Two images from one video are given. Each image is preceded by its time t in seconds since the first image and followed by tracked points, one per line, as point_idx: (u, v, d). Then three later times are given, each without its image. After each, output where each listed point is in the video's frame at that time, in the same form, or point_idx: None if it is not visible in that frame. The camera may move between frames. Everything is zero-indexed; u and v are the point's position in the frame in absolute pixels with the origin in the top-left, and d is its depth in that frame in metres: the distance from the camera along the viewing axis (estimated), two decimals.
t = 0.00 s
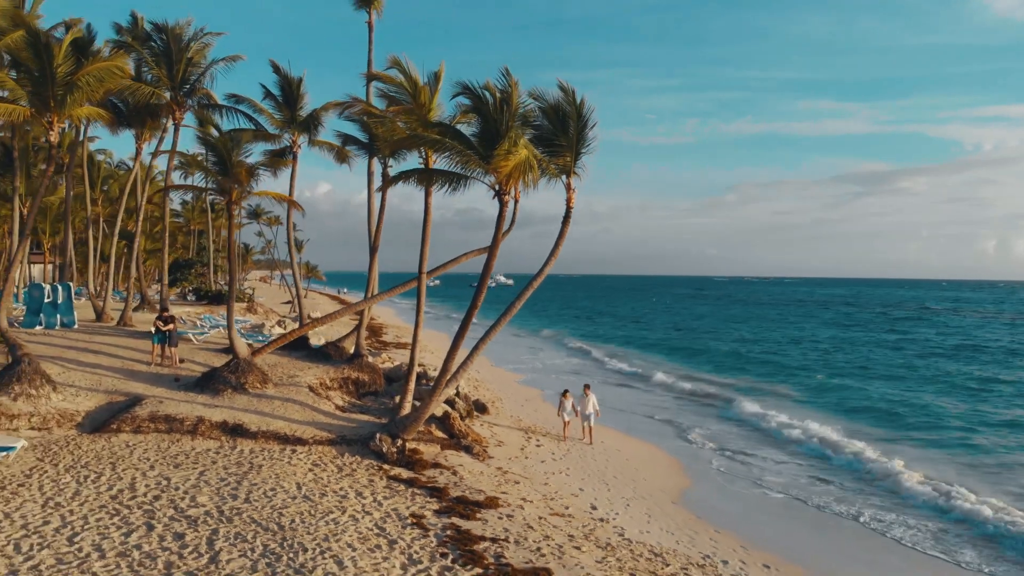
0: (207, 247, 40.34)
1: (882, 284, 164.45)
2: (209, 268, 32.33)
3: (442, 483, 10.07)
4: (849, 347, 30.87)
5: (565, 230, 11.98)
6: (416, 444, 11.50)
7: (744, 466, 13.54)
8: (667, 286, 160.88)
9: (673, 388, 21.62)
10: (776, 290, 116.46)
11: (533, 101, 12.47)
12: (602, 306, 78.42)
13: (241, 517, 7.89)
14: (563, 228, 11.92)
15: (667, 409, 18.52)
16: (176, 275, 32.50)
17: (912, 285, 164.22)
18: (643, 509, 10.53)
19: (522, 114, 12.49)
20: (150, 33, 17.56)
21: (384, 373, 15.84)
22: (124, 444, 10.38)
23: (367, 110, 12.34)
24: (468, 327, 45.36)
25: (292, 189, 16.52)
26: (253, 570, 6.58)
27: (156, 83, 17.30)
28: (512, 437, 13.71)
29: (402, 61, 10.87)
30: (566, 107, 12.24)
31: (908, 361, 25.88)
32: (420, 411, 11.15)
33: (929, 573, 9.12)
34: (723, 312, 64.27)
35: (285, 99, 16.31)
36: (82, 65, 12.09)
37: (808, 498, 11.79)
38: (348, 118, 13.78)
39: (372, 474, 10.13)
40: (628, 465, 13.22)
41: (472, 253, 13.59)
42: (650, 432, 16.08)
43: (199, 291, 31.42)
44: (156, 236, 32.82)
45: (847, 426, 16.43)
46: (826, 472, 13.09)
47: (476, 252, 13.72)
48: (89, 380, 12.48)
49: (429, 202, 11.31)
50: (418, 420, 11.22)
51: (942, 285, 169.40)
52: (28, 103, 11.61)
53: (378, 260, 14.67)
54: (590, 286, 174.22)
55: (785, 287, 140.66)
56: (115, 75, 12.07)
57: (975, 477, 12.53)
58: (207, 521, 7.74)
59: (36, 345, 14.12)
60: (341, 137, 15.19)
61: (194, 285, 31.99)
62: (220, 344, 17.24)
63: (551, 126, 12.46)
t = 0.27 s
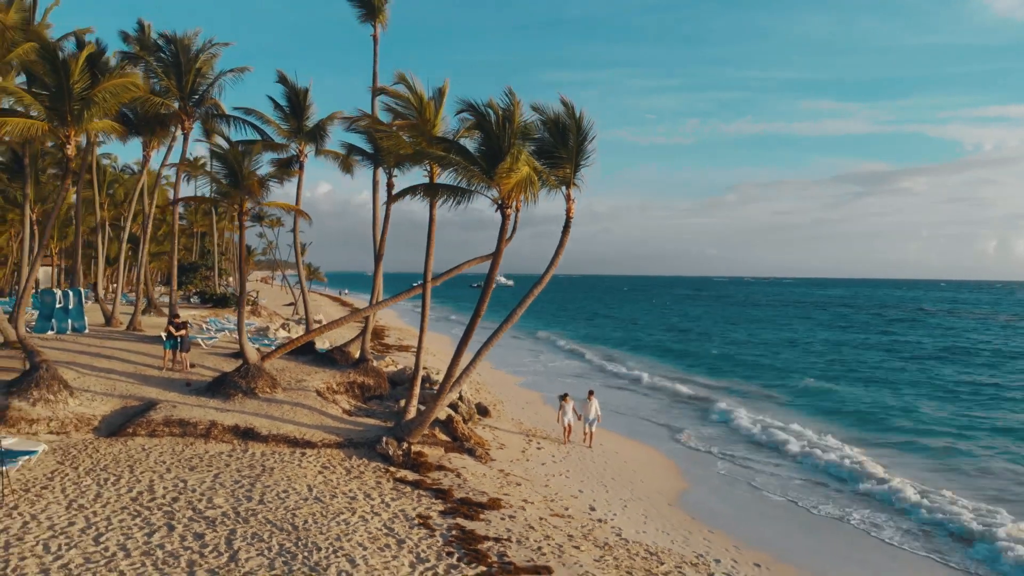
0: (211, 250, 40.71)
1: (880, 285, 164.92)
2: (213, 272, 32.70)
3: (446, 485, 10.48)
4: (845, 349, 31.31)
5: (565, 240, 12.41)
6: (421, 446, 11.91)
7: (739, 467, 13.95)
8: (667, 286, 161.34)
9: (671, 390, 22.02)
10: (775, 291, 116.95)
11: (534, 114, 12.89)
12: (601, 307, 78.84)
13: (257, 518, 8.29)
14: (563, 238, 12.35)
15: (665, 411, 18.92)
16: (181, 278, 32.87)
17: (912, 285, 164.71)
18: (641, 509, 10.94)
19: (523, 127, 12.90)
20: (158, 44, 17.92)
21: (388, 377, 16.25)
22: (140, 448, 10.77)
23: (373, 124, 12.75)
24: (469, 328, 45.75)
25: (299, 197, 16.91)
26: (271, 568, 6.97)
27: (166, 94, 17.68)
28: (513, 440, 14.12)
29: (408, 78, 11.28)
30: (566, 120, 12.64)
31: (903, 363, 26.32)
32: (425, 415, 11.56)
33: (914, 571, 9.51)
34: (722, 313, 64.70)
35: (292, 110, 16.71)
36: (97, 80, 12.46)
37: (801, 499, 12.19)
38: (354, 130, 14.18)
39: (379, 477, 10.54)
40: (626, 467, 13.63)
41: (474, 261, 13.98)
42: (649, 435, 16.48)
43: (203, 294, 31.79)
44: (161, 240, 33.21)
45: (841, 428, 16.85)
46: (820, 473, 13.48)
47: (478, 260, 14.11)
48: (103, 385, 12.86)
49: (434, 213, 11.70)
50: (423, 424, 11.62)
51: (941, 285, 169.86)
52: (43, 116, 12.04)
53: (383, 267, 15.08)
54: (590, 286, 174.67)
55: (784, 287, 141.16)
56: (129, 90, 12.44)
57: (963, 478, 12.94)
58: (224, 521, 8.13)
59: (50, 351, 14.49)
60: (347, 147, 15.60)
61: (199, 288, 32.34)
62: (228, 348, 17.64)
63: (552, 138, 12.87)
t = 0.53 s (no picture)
0: (213, 252, 41.01)
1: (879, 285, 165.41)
2: (216, 275, 33.02)
3: (449, 487, 10.79)
4: (841, 351, 31.67)
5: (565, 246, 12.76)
6: (423, 449, 12.23)
7: (735, 470, 14.25)
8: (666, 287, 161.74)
9: (669, 391, 22.36)
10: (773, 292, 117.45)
11: (534, 125, 13.22)
12: (601, 308, 79.25)
13: (268, 519, 8.61)
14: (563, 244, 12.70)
15: (663, 413, 19.25)
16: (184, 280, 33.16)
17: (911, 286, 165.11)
18: (637, 511, 11.22)
19: (524, 137, 13.21)
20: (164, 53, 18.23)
21: (391, 380, 16.58)
22: (151, 451, 11.07)
23: (378, 135, 13.07)
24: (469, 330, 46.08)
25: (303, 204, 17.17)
26: (283, 568, 7.29)
27: (174, 103, 18.00)
28: (514, 443, 14.43)
29: (412, 91, 11.64)
30: (566, 130, 12.96)
31: (897, 365, 26.72)
32: (429, 419, 11.89)
33: (902, 571, 9.85)
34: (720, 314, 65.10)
35: (296, 118, 17.01)
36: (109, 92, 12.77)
37: (795, 501, 12.48)
38: (359, 139, 14.49)
39: (385, 479, 10.86)
40: (624, 469, 13.94)
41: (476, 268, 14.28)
42: (646, 437, 16.79)
43: (207, 296, 32.08)
44: (165, 244, 33.49)
45: (836, 430, 17.17)
46: (815, 474, 13.77)
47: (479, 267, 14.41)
48: (114, 390, 13.15)
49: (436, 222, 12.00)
50: (427, 427, 11.96)
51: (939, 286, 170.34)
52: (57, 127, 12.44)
53: (386, 272, 15.39)
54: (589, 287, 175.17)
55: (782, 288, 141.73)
56: (141, 102, 12.76)
57: (954, 480, 13.26)
58: (237, 523, 8.44)
59: (60, 355, 14.79)
60: (351, 156, 15.92)
61: (202, 291, 32.63)
62: (234, 352, 17.95)
63: (552, 148, 13.19)
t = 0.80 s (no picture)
0: (215, 254, 41.35)
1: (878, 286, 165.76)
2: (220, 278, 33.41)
3: (452, 489, 11.16)
4: (837, 353, 32.09)
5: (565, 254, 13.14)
6: (427, 452, 12.60)
7: (731, 472, 14.63)
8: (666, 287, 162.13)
9: (667, 394, 22.74)
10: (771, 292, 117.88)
11: (534, 136, 13.60)
12: (601, 308, 79.60)
13: (280, 521, 8.98)
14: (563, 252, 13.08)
15: (661, 416, 19.62)
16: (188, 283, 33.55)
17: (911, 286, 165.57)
18: (635, 513, 11.59)
19: (525, 148, 13.59)
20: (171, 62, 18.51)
21: (395, 384, 16.97)
22: (164, 454, 11.43)
23: (382, 147, 13.44)
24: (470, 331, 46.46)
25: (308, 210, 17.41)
26: (297, 567, 7.66)
27: (181, 112, 18.38)
28: (515, 446, 14.81)
29: (416, 105, 12.05)
30: (566, 142, 13.33)
31: (892, 367, 27.13)
32: (433, 423, 12.26)
33: (891, 571, 10.22)
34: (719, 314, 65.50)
35: (301, 127, 17.35)
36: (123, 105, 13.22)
37: (788, 502, 12.86)
38: (364, 150, 14.85)
39: (390, 481, 11.24)
40: (622, 471, 14.31)
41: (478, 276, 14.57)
42: (644, 439, 17.16)
43: (211, 299, 32.44)
44: (170, 247, 33.87)
45: (829, 432, 17.56)
46: (808, 476, 14.14)
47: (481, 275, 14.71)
48: (126, 394, 13.53)
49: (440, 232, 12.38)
50: (431, 431, 12.33)
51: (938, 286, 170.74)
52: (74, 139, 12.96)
53: (389, 279, 15.75)
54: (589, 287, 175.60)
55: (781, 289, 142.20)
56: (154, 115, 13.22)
57: (944, 484, 13.64)
58: (250, 524, 8.81)
59: (72, 359, 15.16)
60: (356, 165, 16.29)
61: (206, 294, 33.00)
62: (240, 356, 18.33)
63: (552, 159, 13.55)
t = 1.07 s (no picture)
0: (219, 257, 41.75)
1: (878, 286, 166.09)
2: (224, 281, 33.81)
3: (456, 492, 11.54)
4: (834, 356, 32.50)
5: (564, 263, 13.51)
6: (430, 455, 12.99)
7: (726, 474, 15.01)
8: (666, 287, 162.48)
9: (665, 397, 23.12)
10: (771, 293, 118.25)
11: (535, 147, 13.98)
12: (601, 309, 79.97)
13: (291, 522, 9.36)
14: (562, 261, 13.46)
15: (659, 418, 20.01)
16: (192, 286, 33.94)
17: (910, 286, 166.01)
18: (632, 514, 11.96)
19: (525, 159, 13.97)
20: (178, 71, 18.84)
21: (398, 388, 17.35)
22: (176, 457, 11.81)
23: (387, 159, 13.85)
24: (471, 333, 46.86)
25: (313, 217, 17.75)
26: (308, 567, 8.05)
27: (189, 121, 18.75)
28: (515, 449, 15.19)
29: (420, 119, 12.46)
30: (566, 154, 13.71)
31: (887, 370, 27.52)
32: (436, 427, 12.64)
33: (879, 569, 10.60)
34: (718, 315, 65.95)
35: (307, 136, 17.72)
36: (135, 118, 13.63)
37: (781, 504, 13.23)
38: (368, 160, 15.22)
39: (395, 484, 11.62)
40: (620, 473, 14.69)
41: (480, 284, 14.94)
42: (643, 442, 17.51)
43: (215, 302, 32.82)
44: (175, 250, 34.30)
45: (823, 435, 17.95)
46: (802, 478, 14.52)
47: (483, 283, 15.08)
48: (138, 399, 13.92)
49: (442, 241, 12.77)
50: (435, 434, 12.71)
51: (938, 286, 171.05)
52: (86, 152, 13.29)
53: (393, 285, 16.12)
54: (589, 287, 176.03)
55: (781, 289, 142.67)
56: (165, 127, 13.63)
57: (934, 485, 14.02)
58: (262, 526, 9.19)
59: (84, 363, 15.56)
60: (360, 175, 16.69)
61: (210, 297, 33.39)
62: (247, 361, 18.74)
63: (551, 169, 13.93)
